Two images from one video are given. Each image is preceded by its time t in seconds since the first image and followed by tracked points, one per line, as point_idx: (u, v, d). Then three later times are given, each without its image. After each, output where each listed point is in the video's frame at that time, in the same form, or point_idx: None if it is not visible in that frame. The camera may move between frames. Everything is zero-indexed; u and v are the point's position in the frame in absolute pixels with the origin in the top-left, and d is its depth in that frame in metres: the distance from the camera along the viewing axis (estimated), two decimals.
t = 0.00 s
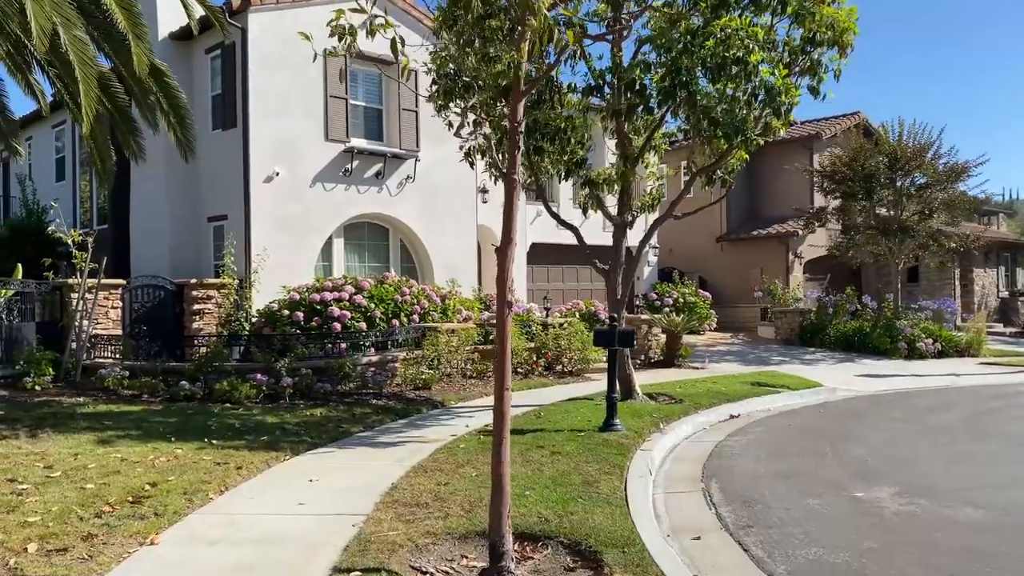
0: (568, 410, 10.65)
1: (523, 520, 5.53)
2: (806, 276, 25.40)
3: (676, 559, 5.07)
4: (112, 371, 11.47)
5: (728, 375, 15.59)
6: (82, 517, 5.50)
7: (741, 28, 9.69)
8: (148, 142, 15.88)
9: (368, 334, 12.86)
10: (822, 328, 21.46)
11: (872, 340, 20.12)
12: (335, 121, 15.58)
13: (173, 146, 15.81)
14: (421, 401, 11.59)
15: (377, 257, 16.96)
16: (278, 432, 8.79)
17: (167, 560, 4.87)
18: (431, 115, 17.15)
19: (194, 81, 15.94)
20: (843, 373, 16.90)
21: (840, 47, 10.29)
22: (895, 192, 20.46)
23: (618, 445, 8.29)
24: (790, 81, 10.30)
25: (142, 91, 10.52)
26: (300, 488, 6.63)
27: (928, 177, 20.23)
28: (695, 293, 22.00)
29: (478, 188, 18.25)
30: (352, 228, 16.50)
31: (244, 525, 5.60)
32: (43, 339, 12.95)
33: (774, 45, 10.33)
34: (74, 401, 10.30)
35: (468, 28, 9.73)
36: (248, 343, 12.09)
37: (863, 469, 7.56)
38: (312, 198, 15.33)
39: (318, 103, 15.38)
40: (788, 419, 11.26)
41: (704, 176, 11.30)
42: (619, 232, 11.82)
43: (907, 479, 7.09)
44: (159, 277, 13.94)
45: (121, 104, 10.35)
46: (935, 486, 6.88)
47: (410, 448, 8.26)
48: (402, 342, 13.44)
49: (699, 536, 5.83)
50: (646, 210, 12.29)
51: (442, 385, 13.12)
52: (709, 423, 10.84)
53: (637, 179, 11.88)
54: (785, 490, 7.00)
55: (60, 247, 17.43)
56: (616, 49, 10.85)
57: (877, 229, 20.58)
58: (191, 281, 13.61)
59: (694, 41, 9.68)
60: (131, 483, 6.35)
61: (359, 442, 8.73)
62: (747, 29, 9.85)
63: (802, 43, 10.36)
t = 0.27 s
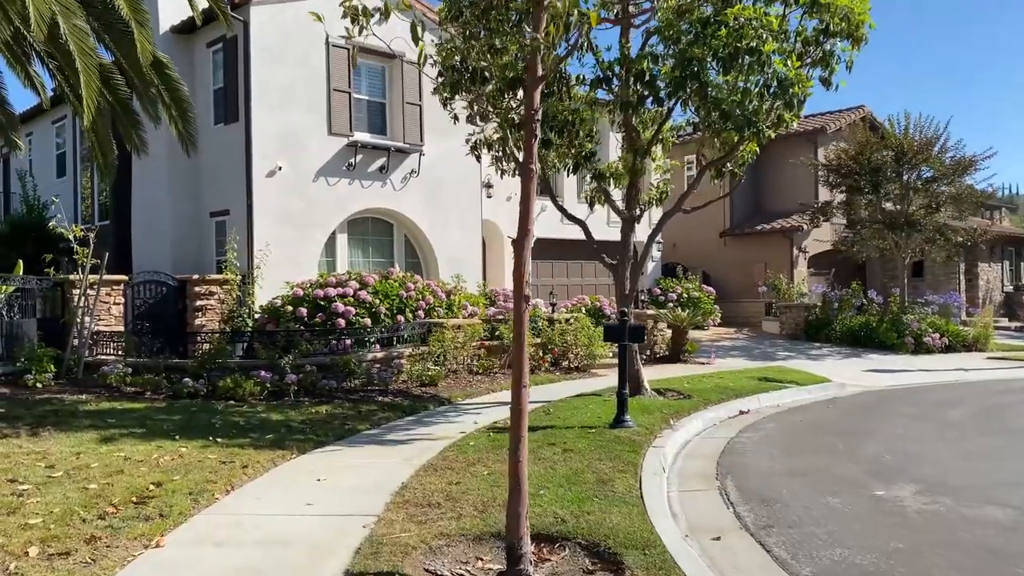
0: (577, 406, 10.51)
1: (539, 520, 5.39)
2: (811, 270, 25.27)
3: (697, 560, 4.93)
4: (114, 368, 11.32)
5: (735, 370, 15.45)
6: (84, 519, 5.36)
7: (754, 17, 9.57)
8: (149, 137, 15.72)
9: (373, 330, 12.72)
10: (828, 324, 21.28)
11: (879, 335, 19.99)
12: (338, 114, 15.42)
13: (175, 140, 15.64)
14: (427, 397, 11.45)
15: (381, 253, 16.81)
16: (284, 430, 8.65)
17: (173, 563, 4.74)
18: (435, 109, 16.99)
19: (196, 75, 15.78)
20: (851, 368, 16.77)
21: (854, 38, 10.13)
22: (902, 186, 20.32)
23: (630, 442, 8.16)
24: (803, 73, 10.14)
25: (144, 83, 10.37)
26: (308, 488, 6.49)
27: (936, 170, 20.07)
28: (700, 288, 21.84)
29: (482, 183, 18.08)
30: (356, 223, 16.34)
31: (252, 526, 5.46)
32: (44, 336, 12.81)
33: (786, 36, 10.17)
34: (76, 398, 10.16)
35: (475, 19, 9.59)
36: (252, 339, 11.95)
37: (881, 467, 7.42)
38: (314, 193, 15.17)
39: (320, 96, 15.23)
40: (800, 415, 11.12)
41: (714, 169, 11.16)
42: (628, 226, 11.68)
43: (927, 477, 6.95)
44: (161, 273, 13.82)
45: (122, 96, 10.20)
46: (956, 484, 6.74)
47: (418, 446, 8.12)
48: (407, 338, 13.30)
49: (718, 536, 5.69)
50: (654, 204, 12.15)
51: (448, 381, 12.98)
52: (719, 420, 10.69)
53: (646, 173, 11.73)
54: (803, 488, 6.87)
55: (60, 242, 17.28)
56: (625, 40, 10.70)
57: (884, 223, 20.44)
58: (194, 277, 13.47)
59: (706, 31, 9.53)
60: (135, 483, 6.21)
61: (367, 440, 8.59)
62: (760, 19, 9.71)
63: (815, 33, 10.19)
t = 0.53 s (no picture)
0: (583, 404, 10.35)
1: (553, 522, 5.23)
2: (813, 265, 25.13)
3: (719, 563, 4.76)
4: (113, 366, 11.13)
5: (740, 366, 15.30)
6: (85, 524, 5.18)
7: (765, 6, 9.45)
8: (147, 131, 15.52)
9: (375, 327, 12.54)
10: (832, 319, 21.13)
11: (883, 330, 19.86)
12: (338, 108, 15.23)
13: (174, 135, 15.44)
14: (431, 395, 11.28)
15: (382, 248, 16.62)
16: (287, 429, 8.48)
17: (177, 570, 4.56)
18: (436, 103, 16.81)
19: (194, 69, 15.57)
20: (856, 363, 16.62)
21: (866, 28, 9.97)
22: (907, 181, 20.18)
23: (641, 440, 8.00)
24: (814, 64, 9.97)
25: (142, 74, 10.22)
26: (314, 489, 6.32)
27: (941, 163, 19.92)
28: (702, 283, 21.67)
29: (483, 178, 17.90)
30: (356, 219, 16.15)
31: (257, 530, 5.29)
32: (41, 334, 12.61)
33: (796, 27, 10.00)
34: (74, 397, 9.98)
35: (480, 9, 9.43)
36: (253, 336, 11.76)
37: (899, 466, 7.26)
38: (315, 188, 14.97)
39: (320, 90, 15.04)
40: (809, 412, 10.97)
41: (722, 162, 11.01)
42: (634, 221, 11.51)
43: (948, 477, 6.79)
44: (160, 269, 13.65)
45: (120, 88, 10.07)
46: (978, 483, 6.58)
47: (425, 446, 7.95)
48: (410, 335, 13.13)
49: (738, 538, 5.52)
50: (661, 197, 11.99)
51: (451, 379, 12.82)
52: (728, 417, 10.53)
53: (653, 167, 11.58)
54: (820, 488, 6.71)
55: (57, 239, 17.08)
56: (632, 31, 10.52)
57: (888, 217, 20.29)
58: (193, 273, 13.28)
59: (715, 21, 9.37)
60: (136, 485, 6.03)
61: (372, 440, 8.41)
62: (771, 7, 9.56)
63: (826, 23, 10.02)
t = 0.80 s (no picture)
0: (586, 399, 10.16)
1: (563, 523, 5.03)
2: (812, 258, 24.99)
3: (737, 566, 4.58)
4: (105, 362, 10.89)
5: (742, 360, 15.14)
6: (76, 527, 4.97)
7: None
8: (139, 123, 15.25)
9: (372, 322, 12.33)
10: (832, 312, 21.00)
11: (884, 324, 19.72)
12: (333, 99, 14.99)
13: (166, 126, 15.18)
14: (430, 391, 11.08)
15: (378, 242, 16.38)
16: (284, 427, 8.27)
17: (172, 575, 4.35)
18: (433, 94, 16.58)
19: (186, 59, 15.30)
20: (858, 357, 16.46)
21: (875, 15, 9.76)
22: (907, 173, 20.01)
23: (647, 437, 7.81)
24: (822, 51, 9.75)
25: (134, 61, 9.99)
26: (312, 489, 6.11)
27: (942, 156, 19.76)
28: (701, 277, 21.50)
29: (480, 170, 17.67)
30: (352, 212, 15.91)
31: (256, 532, 5.08)
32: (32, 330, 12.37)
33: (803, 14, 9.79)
34: (66, 394, 9.75)
35: None
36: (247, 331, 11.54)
37: (912, 463, 7.09)
38: (310, 180, 14.73)
39: (315, 81, 14.79)
40: (814, 407, 10.80)
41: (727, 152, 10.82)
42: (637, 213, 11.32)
43: (964, 473, 6.62)
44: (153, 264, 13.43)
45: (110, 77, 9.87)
46: (996, 480, 6.41)
47: (425, 444, 7.75)
48: (408, 330, 12.92)
49: (754, 538, 5.34)
50: (663, 189, 11.80)
51: (450, 374, 12.62)
52: (733, 412, 10.35)
53: (656, 158, 11.38)
54: (834, 485, 6.53)
55: (48, 232, 16.81)
56: (635, 19, 10.30)
57: (889, 209, 20.13)
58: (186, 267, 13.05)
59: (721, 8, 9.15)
60: (129, 485, 5.82)
61: (371, 437, 8.20)
62: None
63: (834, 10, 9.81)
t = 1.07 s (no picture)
0: (587, 397, 10.00)
1: (573, 528, 4.87)
2: (810, 253, 24.88)
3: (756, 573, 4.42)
4: (96, 361, 10.66)
5: (743, 356, 15.00)
6: (67, 536, 4.77)
7: None
8: (131, 117, 15.00)
9: (369, 318, 12.14)
10: (831, 307, 20.89)
11: (882, 319, 19.62)
12: (329, 93, 14.77)
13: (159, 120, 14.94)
14: (429, 389, 10.90)
15: (374, 237, 16.17)
16: (281, 427, 8.07)
17: None
18: (429, 88, 16.37)
19: (178, 52, 15.06)
20: (858, 352, 16.33)
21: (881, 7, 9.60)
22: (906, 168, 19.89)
23: (653, 436, 7.65)
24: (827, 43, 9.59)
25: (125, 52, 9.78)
26: (312, 493, 5.93)
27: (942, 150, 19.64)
28: (698, 272, 21.35)
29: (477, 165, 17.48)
30: (348, 207, 15.69)
31: (255, 539, 4.90)
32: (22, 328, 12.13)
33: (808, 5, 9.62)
34: (57, 393, 9.53)
35: None
36: (242, 328, 11.32)
37: (925, 462, 6.95)
38: (305, 174, 14.51)
39: (310, 74, 14.57)
40: (819, 404, 10.66)
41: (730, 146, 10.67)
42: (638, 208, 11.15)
43: (979, 473, 6.48)
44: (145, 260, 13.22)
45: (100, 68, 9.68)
46: (1012, 480, 6.27)
47: (426, 444, 7.57)
48: (405, 326, 12.74)
49: (769, 542, 5.18)
50: (664, 184, 11.60)
51: (448, 371, 12.44)
52: (737, 410, 10.20)
53: (657, 152, 11.21)
54: (847, 485, 6.38)
55: (38, 228, 16.54)
56: (636, 11, 10.11)
57: (888, 203, 20.01)
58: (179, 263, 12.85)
59: None
60: (123, 490, 5.62)
61: (370, 437, 8.01)
62: None
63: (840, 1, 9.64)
